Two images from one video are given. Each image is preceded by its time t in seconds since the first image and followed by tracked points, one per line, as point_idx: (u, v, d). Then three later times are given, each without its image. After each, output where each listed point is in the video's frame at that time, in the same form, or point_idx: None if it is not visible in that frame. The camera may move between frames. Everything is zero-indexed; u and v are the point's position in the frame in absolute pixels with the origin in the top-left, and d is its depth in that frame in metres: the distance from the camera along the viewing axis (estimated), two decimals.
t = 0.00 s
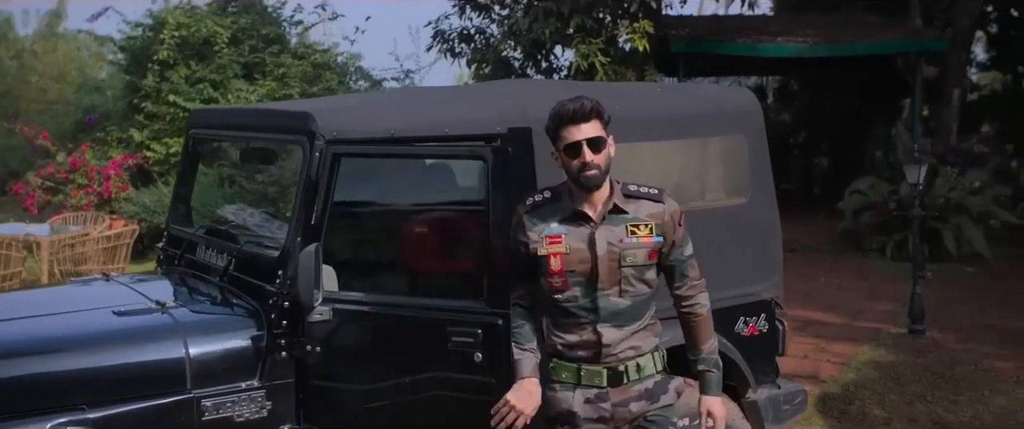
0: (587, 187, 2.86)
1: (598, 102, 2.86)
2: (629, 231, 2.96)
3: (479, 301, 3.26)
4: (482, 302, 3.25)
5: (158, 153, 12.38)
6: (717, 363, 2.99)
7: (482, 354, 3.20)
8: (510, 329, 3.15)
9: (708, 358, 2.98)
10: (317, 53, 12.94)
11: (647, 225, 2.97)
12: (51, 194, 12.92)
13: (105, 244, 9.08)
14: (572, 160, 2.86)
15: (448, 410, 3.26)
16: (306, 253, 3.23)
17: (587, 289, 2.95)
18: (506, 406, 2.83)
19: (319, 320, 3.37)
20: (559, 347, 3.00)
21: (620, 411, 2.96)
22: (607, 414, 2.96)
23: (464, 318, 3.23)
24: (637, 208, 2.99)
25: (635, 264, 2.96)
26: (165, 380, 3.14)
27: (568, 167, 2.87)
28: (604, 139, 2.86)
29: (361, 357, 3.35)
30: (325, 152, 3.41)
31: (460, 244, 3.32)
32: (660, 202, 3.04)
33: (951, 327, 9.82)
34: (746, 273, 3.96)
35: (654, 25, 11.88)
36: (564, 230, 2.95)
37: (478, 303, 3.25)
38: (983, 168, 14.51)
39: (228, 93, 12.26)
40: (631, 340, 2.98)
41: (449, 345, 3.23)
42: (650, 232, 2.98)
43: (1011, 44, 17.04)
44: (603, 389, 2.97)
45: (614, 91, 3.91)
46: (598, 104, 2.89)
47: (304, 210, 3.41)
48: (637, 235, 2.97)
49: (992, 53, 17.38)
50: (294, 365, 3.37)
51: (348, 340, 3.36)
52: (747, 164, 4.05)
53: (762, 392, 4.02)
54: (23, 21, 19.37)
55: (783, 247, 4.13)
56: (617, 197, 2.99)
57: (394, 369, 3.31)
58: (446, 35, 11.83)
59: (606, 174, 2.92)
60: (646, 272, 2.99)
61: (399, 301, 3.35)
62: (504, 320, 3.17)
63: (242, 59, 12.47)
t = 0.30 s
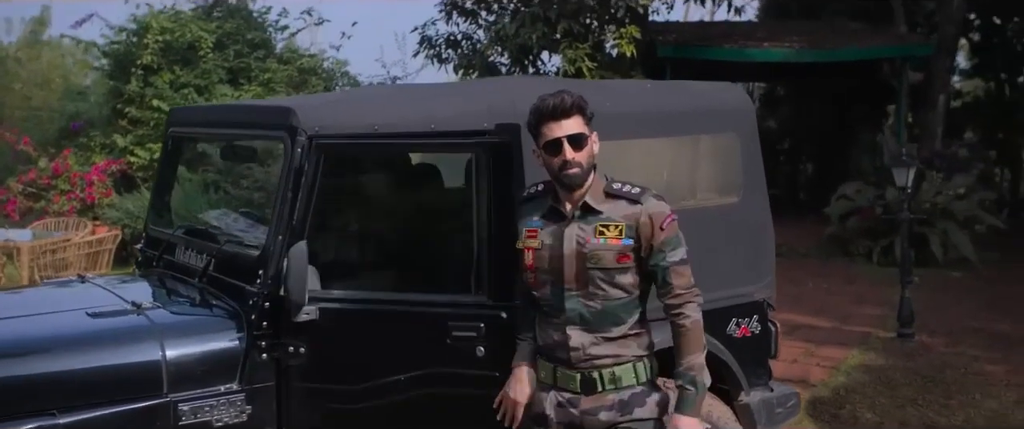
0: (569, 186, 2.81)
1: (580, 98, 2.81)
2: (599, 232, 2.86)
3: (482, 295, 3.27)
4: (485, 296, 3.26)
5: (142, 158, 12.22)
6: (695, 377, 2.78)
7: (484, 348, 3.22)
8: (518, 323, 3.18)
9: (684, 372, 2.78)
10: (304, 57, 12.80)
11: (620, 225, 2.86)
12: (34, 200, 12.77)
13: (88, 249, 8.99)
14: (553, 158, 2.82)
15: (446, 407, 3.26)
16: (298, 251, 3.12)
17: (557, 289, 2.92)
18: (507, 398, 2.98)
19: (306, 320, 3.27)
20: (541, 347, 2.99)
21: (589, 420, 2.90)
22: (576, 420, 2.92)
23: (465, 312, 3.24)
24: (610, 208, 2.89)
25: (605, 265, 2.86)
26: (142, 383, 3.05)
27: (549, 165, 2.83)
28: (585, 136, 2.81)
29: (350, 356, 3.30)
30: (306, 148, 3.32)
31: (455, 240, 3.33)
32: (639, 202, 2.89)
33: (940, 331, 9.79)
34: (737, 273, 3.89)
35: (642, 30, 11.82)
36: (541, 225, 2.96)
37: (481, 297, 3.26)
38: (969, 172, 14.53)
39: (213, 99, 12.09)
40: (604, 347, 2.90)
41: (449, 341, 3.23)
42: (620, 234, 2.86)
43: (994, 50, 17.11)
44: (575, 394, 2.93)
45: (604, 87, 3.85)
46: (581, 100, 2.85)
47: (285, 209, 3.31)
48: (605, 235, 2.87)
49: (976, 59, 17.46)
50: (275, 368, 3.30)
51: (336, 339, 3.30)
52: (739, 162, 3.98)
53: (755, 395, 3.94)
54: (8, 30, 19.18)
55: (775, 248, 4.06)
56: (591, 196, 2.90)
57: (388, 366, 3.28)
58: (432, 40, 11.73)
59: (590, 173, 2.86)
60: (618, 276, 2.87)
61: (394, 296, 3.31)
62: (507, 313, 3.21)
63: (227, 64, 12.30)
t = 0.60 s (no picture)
0: (550, 187, 2.72)
1: (564, 94, 2.71)
2: (571, 235, 2.74)
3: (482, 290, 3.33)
4: (483, 290, 3.33)
5: (132, 161, 11.94)
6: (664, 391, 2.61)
7: (484, 342, 3.30)
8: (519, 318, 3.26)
9: (654, 384, 2.63)
10: (293, 61, 12.74)
11: (589, 229, 2.71)
12: (20, 205, 12.50)
13: (76, 252, 8.84)
14: (535, 158, 2.72)
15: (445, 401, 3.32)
16: (291, 246, 3.06)
17: (537, 291, 2.84)
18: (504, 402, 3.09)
19: (295, 318, 3.22)
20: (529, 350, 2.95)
21: None
22: None
23: (464, 307, 3.30)
24: (584, 209, 2.75)
25: (575, 271, 2.72)
26: (122, 386, 2.97)
27: (531, 164, 2.74)
28: (568, 135, 2.70)
29: (342, 353, 3.29)
30: (292, 143, 3.26)
31: (451, 236, 3.40)
32: (615, 203, 2.72)
33: (933, 333, 9.76)
34: (733, 273, 3.82)
35: (634, 34, 11.75)
36: (525, 224, 2.89)
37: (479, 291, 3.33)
38: (960, 174, 14.56)
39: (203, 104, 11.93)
40: (584, 355, 2.78)
41: (448, 336, 3.29)
42: (591, 236, 2.71)
43: (982, 54, 17.16)
44: (557, 402, 2.84)
45: (595, 84, 3.78)
46: (566, 96, 2.73)
47: (270, 206, 3.23)
48: (576, 238, 2.73)
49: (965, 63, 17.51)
50: (259, 368, 3.22)
51: (327, 337, 3.29)
52: (734, 159, 3.93)
53: (751, 396, 3.88)
54: None
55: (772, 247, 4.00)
56: (569, 196, 2.77)
57: (383, 363, 3.30)
58: (423, 44, 11.66)
59: (572, 172, 2.75)
60: (592, 281, 2.72)
61: (390, 293, 3.34)
62: (507, 305, 3.29)
63: (216, 67, 12.10)
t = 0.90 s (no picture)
0: (541, 186, 2.59)
1: (561, 87, 2.58)
2: (558, 240, 2.58)
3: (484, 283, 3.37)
4: (484, 281, 3.37)
5: (125, 165, 11.78)
6: (634, 415, 2.46)
7: (488, 333, 3.36)
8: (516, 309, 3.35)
9: (624, 406, 2.48)
10: (288, 65, 12.67)
11: (574, 235, 2.56)
12: (12, 209, 12.34)
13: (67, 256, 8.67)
14: (527, 154, 2.59)
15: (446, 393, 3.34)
16: (289, 247, 2.97)
17: (522, 298, 2.70)
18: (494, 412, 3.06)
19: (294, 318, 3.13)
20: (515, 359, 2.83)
21: None
22: None
23: (467, 300, 3.34)
24: (572, 213, 2.59)
25: (559, 279, 2.57)
26: (106, 390, 2.89)
27: (521, 160, 2.61)
28: (562, 131, 2.56)
29: (338, 352, 3.24)
30: (284, 139, 3.18)
31: (449, 236, 3.39)
32: (604, 209, 2.55)
33: (930, 337, 9.71)
34: (734, 274, 3.75)
35: (629, 38, 11.68)
36: (513, 225, 2.75)
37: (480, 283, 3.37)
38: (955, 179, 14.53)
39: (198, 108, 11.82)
40: (564, 368, 2.65)
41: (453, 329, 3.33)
42: (576, 243, 2.55)
43: (976, 60, 17.18)
44: (540, 416, 2.73)
45: (593, 81, 3.69)
46: (563, 90, 2.60)
47: (262, 205, 3.16)
48: (561, 244, 2.57)
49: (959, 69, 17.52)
50: (250, 370, 3.13)
51: (322, 337, 3.22)
52: (735, 158, 3.86)
53: (753, 400, 3.81)
54: None
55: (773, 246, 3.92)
56: (558, 199, 2.61)
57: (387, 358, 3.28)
58: (418, 48, 11.58)
59: (566, 171, 2.61)
60: (576, 292, 2.57)
61: (390, 290, 3.31)
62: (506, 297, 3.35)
63: (210, 71, 11.99)
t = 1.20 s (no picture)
0: (550, 176, 2.51)
1: (579, 75, 2.53)
2: (564, 235, 2.51)
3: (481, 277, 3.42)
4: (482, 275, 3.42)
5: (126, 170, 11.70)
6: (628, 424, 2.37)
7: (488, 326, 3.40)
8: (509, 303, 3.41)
9: (619, 412, 2.39)
10: (290, 71, 12.65)
11: (583, 231, 2.48)
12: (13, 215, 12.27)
13: (68, 261, 8.59)
14: (537, 141, 2.52)
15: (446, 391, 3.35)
16: (306, 254, 2.92)
17: (517, 296, 2.63)
18: None
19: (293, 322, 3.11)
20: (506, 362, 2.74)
21: None
22: None
23: (469, 295, 3.37)
24: (581, 207, 2.52)
25: (562, 276, 2.50)
26: (105, 395, 2.83)
27: (532, 147, 2.54)
28: (577, 120, 2.50)
29: (342, 354, 3.21)
30: (285, 139, 3.12)
31: (451, 234, 3.43)
32: (617, 206, 2.48)
33: (936, 343, 9.64)
34: (742, 277, 3.70)
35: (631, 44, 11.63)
36: (512, 218, 2.68)
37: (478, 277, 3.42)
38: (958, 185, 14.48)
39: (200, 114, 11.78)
40: (556, 374, 2.57)
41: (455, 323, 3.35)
42: (584, 240, 2.48)
43: (976, 67, 17.17)
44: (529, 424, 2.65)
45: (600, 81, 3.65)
46: (580, 77, 2.55)
47: (264, 207, 3.11)
48: (568, 239, 2.50)
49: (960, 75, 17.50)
50: (251, 375, 3.06)
51: (324, 339, 3.18)
52: (744, 159, 3.81)
53: (762, 406, 3.74)
54: None
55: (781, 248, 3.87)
56: (567, 192, 2.54)
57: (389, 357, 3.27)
58: (420, 54, 11.55)
59: (577, 162, 2.54)
60: (579, 291, 2.49)
61: (389, 288, 3.30)
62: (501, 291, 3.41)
63: (212, 77, 11.93)
